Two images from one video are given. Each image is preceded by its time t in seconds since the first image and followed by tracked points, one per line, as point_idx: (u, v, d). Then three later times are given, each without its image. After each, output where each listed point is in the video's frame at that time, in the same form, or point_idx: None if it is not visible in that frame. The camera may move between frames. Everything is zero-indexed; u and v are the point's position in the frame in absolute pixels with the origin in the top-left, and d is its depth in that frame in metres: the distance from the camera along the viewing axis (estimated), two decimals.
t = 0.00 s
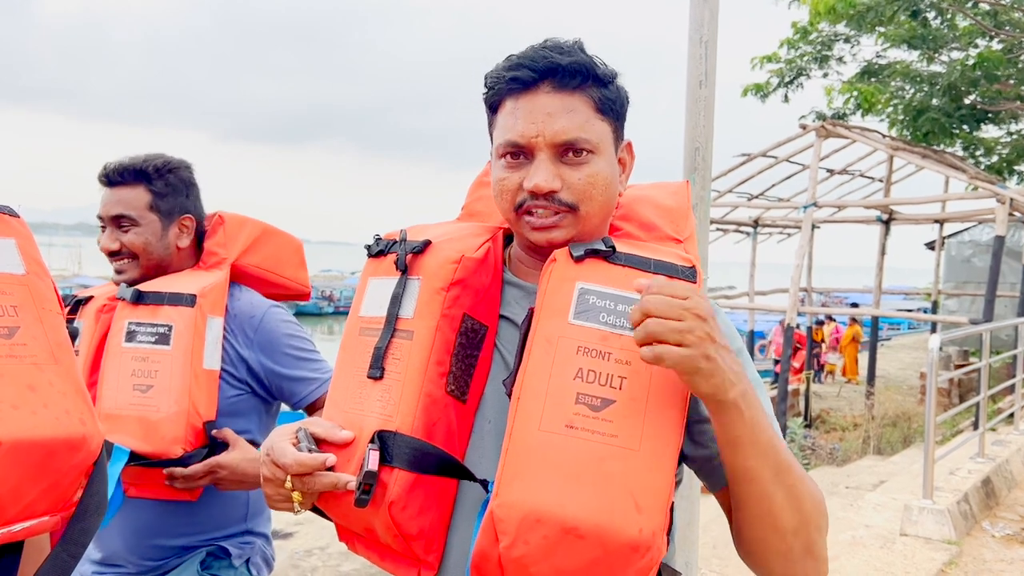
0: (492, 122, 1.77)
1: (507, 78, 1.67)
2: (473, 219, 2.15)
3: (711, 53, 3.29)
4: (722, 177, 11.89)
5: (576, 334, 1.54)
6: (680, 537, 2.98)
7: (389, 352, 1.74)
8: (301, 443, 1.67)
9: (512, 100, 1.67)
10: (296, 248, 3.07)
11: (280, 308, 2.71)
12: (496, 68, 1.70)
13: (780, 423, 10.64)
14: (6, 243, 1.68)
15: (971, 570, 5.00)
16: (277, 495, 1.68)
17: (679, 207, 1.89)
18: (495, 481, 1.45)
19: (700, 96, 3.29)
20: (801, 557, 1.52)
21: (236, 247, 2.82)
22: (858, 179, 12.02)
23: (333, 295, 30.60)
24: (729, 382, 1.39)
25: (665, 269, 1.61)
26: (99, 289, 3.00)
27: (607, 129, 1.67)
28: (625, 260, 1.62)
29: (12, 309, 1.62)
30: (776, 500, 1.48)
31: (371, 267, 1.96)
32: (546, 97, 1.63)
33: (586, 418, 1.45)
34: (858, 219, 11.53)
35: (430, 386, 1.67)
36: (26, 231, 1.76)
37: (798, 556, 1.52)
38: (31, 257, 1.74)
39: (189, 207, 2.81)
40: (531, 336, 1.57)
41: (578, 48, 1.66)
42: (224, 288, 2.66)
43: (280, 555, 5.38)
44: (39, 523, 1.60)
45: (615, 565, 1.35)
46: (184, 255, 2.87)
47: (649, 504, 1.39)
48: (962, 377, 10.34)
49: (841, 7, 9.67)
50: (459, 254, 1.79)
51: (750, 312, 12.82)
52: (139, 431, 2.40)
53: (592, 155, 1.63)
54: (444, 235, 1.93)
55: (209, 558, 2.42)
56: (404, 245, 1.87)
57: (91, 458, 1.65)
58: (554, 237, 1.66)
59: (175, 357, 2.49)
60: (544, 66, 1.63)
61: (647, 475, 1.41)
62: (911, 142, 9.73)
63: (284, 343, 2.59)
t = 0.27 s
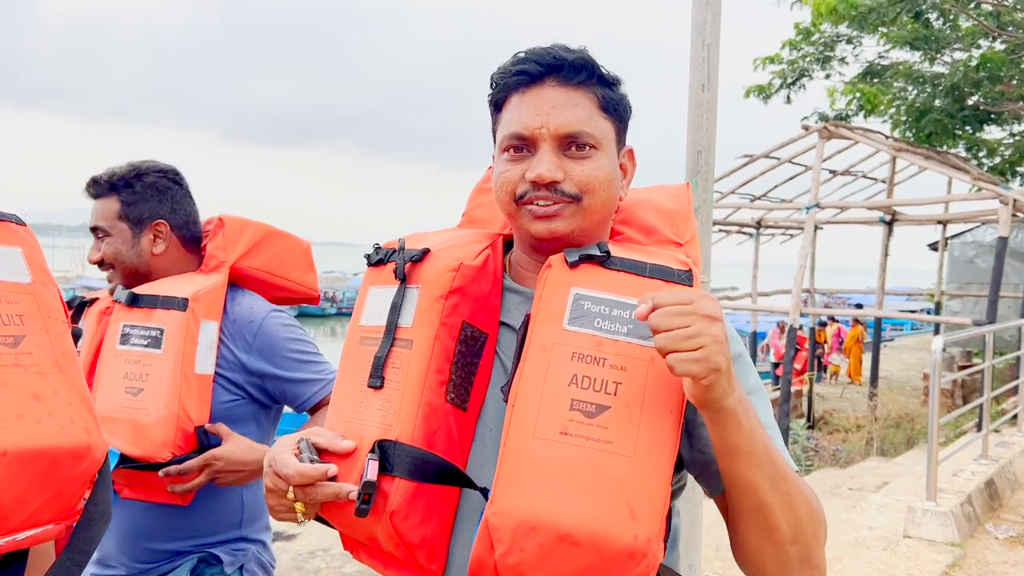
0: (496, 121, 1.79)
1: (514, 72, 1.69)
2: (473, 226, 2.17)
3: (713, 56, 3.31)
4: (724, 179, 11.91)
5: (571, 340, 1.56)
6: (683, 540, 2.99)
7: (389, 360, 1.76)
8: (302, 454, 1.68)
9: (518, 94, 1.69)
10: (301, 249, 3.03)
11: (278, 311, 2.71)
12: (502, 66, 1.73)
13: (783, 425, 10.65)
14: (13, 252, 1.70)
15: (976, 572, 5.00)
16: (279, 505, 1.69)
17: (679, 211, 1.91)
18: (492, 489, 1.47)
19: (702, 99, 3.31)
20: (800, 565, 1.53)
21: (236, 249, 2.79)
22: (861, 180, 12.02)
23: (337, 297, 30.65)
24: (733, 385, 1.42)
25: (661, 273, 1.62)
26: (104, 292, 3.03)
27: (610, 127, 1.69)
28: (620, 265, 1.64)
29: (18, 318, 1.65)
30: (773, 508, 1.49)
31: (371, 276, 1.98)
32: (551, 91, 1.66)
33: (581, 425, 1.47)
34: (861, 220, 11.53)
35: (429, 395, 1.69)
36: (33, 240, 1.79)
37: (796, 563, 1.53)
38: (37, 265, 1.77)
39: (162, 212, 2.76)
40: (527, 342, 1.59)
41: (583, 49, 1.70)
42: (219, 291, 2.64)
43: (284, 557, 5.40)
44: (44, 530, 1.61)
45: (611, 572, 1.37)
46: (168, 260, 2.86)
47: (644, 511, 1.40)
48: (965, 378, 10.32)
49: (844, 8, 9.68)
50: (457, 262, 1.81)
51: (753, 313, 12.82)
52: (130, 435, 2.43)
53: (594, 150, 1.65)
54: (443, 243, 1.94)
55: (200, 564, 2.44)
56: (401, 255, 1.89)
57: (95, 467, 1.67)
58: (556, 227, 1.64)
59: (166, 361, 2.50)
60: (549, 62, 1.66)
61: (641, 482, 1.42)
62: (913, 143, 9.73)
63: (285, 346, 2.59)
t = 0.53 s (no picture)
0: (496, 122, 1.79)
1: (514, 71, 1.70)
2: (472, 229, 2.17)
3: (714, 58, 3.31)
4: (727, 180, 11.89)
5: (572, 347, 1.56)
6: (685, 543, 2.99)
7: (388, 367, 1.76)
8: (302, 461, 1.68)
9: (518, 94, 1.70)
10: (296, 249, 2.96)
11: (260, 310, 2.66)
12: (502, 67, 1.74)
13: (786, 426, 10.63)
14: (15, 257, 1.71)
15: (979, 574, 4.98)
16: (281, 514, 1.71)
17: (679, 214, 1.91)
18: (494, 496, 1.47)
19: (703, 101, 3.31)
20: None
21: (224, 250, 2.71)
22: (864, 181, 12.00)
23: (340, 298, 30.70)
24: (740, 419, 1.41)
25: (662, 279, 1.62)
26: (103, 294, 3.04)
27: (610, 126, 1.69)
28: (622, 271, 1.63)
29: (19, 324, 1.65)
30: (771, 531, 1.49)
31: (369, 282, 1.98)
32: (552, 90, 1.67)
33: (583, 432, 1.47)
34: (864, 221, 11.51)
35: (430, 402, 1.69)
36: (35, 246, 1.79)
37: None
38: (39, 271, 1.77)
39: (151, 213, 2.75)
40: (528, 350, 1.58)
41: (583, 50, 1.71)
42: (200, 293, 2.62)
43: (286, 559, 5.41)
44: (45, 536, 1.61)
45: None
46: (160, 262, 2.83)
47: (646, 520, 1.41)
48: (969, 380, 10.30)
49: (845, 9, 9.67)
50: (456, 267, 1.81)
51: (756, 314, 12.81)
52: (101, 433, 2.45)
53: (594, 148, 1.65)
54: (441, 248, 1.94)
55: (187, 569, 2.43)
56: (400, 261, 1.89)
57: (96, 473, 1.67)
58: (556, 227, 1.64)
59: (137, 362, 2.50)
60: (549, 61, 1.67)
61: (643, 491, 1.42)
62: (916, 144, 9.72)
63: (267, 348, 2.56)
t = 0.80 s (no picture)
0: (496, 124, 1.80)
1: (514, 73, 1.71)
2: (471, 230, 2.17)
3: (714, 58, 3.31)
4: (729, 181, 11.89)
5: (573, 349, 1.57)
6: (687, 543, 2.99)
7: (389, 369, 1.77)
8: (303, 465, 1.69)
9: (518, 95, 1.71)
10: (285, 245, 2.92)
11: (240, 305, 2.67)
12: (502, 67, 1.75)
13: (788, 427, 10.63)
14: (17, 259, 1.72)
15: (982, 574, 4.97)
16: (280, 517, 1.71)
17: (678, 215, 1.91)
18: (495, 499, 1.48)
19: (704, 102, 3.32)
20: None
21: (206, 249, 2.69)
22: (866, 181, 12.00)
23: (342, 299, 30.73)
24: (742, 423, 1.41)
25: (663, 280, 1.62)
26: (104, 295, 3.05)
27: (611, 128, 1.70)
28: (622, 272, 1.64)
29: (20, 325, 1.66)
30: (771, 534, 1.49)
31: (369, 283, 1.99)
32: (552, 91, 1.68)
33: (584, 435, 1.48)
34: (866, 221, 11.51)
35: (431, 405, 1.69)
36: (37, 247, 1.80)
37: None
38: (41, 273, 1.78)
39: (139, 214, 2.76)
40: (529, 352, 1.59)
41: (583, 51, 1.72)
42: (178, 292, 2.61)
43: (289, 560, 5.42)
44: (46, 538, 1.62)
45: None
46: (150, 262, 2.83)
47: (648, 522, 1.41)
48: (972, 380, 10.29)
49: (847, 10, 9.67)
50: (457, 269, 1.81)
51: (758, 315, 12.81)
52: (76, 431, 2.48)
53: (595, 150, 1.66)
54: (442, 249, 1.95)
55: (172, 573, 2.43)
56: (400, 262, 1.89)
57: (97, 474, 1.68)
58: (556, 228, 1.64)
59: (111, 362, 2.52)
60: (549, 63, 1.68)
61: (645, 493, 1.43)
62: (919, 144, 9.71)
63: (248, 340, 2.56)
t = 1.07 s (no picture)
0: (496, 126, 1.81)
1: (514, 76, 1.72)
2: (471, 232, 2.19)
3: (716, 60, 3.32)
4: (731, 181, 11.88)
5: (574, 352, 1.57)
6: (689, 544, 3.00)
7: (390, 372, 1.78)
8: (305, 470, 1.72)
9: (518, 98, 1.72)
10: (277, 244, 2.93)
11: (230, 305, 2.65)
12: (502, 70, 1.76)
13: (791, 428, 10.63)
14: (22, 261, 1.73)
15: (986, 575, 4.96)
16: (283, 523, 1.73)
17: (679, 216, 1.92)
18: (497, 503, 1.48)
19: (705, 103, 3.33)
20: None
21: (197, 251, 2.68)
22: (868, 181, 12.01)
23: (344, 299, 30.79)
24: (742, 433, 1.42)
25: (664, 283, 1.63)
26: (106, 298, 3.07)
27: (611, 130, 1.71)
28: (623, 275, 1.65)
29: (26, 326, 1.67)
30: (770, 540, 1.50)
31: (370, 286, 2.00)
32: (552, 94, 1.69)
33: (585, 438, 1.48)
34: (869, 221, 11.50)
35: (432, 408, 1.70)
36: (42, 249, 1.81)
37: None
38: (46, 275, 1.79)
39: (132, 217, 2.77)
40: (529, 356, 1.59)
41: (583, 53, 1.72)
42: (165, 296, 2.62)
43: (291, 562, 5.43)
44: (53, 538, 1.63)
45: None
46: (146, 266, 2.84)
47: (650, 526, 1.42)
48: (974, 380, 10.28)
49: (849, 10, 9.67)
50: (457, 272, 1.82)
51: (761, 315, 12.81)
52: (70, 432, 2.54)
53: (595, 153, 1.67)
54: (443, 252, 1.95)
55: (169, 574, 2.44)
56: (401, 265, 1.90)
57: (104, 474, 1.69)
58: (557, 232, 1.65)
59: (102, 366, 2.58)
60: (549, 66, 1.69)
61: (645, 497, 1.44)
62: (921, 144, 9.71)
63: (236, 340, 2.54)
